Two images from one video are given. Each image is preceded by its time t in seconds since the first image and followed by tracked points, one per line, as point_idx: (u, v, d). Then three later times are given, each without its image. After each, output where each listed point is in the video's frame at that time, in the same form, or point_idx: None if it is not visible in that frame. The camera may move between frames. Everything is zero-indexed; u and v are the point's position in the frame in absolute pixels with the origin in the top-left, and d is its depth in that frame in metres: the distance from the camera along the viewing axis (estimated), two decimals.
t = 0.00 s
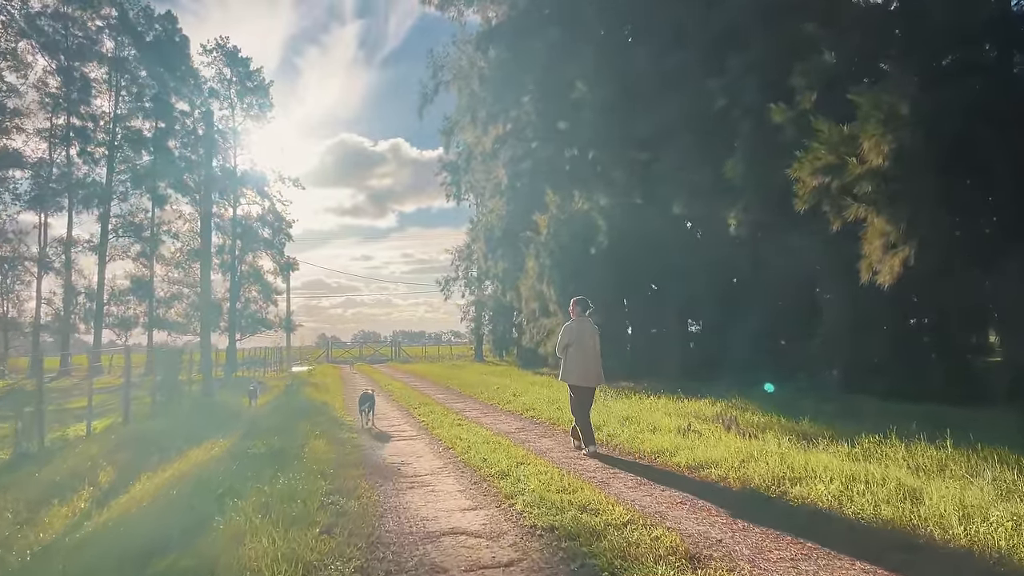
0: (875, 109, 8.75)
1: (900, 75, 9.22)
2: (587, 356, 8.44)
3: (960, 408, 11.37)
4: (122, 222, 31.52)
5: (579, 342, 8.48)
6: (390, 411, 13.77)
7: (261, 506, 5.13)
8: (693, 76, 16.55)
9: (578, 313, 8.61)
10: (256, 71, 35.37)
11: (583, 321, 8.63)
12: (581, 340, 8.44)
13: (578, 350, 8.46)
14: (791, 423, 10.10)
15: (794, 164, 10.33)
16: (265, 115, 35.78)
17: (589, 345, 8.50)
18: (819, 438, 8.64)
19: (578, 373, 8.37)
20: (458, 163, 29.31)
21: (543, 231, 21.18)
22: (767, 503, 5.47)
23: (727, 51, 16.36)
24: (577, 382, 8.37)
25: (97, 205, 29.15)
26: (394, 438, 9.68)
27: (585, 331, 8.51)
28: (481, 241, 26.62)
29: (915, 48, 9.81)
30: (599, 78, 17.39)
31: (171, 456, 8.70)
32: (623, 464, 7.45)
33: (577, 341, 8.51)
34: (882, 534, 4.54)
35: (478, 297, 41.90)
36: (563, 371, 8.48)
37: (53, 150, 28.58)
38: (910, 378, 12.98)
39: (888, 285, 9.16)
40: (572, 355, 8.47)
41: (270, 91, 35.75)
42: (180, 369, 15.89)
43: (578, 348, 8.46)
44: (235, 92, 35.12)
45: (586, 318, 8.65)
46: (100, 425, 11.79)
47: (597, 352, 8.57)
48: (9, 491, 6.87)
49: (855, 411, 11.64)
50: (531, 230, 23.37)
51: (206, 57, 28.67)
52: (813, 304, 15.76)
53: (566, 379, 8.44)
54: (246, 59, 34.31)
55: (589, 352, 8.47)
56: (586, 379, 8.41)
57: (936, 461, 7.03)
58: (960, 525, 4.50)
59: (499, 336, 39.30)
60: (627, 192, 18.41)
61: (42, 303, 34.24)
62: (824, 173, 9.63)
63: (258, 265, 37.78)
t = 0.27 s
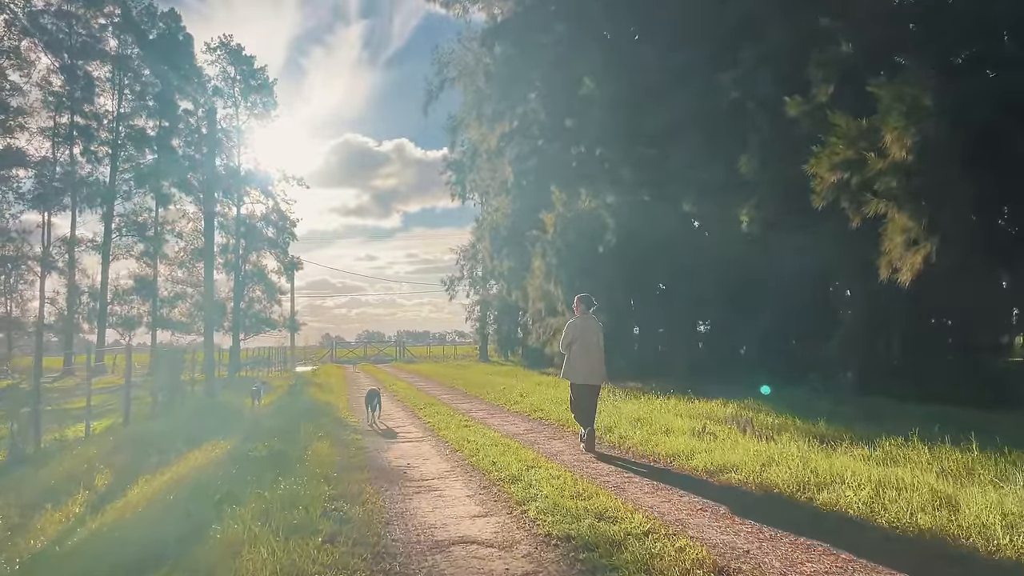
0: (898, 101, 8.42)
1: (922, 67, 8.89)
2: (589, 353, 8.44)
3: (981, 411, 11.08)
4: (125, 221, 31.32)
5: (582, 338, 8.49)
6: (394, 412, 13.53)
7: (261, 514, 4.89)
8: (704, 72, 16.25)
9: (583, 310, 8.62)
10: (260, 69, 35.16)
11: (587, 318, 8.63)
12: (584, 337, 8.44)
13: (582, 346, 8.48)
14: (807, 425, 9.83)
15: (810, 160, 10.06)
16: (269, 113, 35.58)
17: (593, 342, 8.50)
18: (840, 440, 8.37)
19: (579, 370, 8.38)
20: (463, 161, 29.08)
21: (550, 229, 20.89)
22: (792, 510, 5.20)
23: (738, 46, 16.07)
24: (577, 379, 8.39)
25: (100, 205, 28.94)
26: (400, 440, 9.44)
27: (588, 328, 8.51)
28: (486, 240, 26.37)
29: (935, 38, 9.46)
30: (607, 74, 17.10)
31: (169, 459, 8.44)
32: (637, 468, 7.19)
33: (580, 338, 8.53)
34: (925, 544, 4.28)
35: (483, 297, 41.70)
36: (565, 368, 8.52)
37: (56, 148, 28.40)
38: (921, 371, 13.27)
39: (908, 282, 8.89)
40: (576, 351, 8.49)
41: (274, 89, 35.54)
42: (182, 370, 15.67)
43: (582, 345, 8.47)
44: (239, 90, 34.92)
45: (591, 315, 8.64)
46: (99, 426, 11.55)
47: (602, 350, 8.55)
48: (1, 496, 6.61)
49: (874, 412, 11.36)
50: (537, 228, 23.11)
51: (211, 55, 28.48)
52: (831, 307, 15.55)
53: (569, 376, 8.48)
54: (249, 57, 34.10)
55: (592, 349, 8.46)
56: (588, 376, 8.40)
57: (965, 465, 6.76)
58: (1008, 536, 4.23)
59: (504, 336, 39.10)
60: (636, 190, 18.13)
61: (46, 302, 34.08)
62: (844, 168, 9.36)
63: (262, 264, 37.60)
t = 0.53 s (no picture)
0: (926, 92, 8.10)
1: (951, 56, 8.57)
2: (597, 351, 8.92)
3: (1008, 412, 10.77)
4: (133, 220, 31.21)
5: (591, 338, 8.98)
6: (405, 413, 13.31)
7: (266, 525, 4.63)
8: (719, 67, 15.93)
9: (590, 310, 9.08)
10: (269, 69, 35.00)
11: (595, 319, 9.08)
12: (593, 337, 8.94)
13: (591, 346, 8.97)
14: (830, 428, 9.54)
15: (834, 156, 9.79)
16: (278, 113, 35.42)
17: (601, 342, 8.98)
18: (866, 444, 8.08)
19: (588, 369, 8.83)
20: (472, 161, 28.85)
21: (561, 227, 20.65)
22: (828, 521, 4.92)
23: (753, 40, 15.75)
24: (586, 378, 8.84)
25: (109, 205, 28.85)
26: (411, 442, 9.20)
27: (596, 327, 9.00)
28: (496, 239, 26.10)
29: (965, 27, 9.12)
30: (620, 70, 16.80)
31: (174, 462, 8.21)
32: (655, 471, 6.91)
33: (589, 337, 9.01)
34: (976, 556, 4.02)
35: (493, 297, 41.45)
36: (574, 367, 9.01)
37: (64, 148, 28.32)
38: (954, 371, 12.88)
39: (935, 279, 8.54)
40: (584, 351, 9.00)
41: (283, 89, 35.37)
42: (190, 370, 15.48)
43: (591, 344, 8.97)
44: (247, 89, 34.75)
45: (599, 315, 9.11)
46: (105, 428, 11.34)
47: (610, 347, 9.05)
48: None
49: (896, 415, 11.03)
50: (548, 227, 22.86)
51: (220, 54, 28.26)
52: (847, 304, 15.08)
53: (579, 376, 8.94)
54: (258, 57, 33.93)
55: (600, 348, 8.94)
56: (597, 374, 8.86)
57: (1002, 468, 6.48)
58: None
59: (514, 337, 38.83)
60: (649, 187, 17.83)
61: (55, 302, 34.05)
62: (867, 163, 9.07)
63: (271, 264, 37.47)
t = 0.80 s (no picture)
0: (964, 84, 7.79)
1: (989, 47, 8.24)
2: (607, 352, 9.00)
3: None
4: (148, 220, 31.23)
5: (600, 340, 9.01)
6: (421, 413, 13.12)
7: (278, 534, 4.41)
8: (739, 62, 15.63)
9: (601, 312, 9.20)
10: (283, 68, 34.92)
11: (604, 321, 9.16)
12: (602, 339, 8.97)
13: (600, 348, 9.00)
14: (858, 430, 9.27)
15: (864, 150, 9.49)
16: (291, 112, 35.34)
17: (610, 345, 9.03)
18: (899, 448, 7.81)
19: (599, 373, 8.89)
20: (487, 159, 28.63)
21: (577, 226, 20.41)
22: (875, 535, 4.64)
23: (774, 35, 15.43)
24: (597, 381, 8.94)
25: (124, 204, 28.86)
26: (426, 444, 8.99)
27: (606, 329, 9.10)
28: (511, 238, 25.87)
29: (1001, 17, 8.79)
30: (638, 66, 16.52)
31: (185, 463, 8.04)
32: (681, 477, 6.68)
33: (599, 340, 9.04)
34: None
35: (506, 297, 41.28)
36: (586, 370, 9.04)
37: (80, 148, 28.35)
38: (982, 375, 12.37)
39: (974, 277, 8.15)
40: (594, 353, 9.01)
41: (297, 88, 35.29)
42: (203, 370, 15.35)
43: (600, 346, 9.00)
44: (261, 89, 34.71)
45: (607, 317, 9.22)
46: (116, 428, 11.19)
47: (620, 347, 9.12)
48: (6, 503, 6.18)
49: (926, 418, 10.72)
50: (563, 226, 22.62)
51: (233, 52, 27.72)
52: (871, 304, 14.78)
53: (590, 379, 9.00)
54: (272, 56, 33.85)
55: (610, 350, 9.01)
56: (607, 376, 8.93)
57: None
58: None
59: (528, 336, 38.62)
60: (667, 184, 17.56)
61: (70, 302, 34.14)
62: (899, 156, 8.75)
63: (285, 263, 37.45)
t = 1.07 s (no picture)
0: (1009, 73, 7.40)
1: None
2: (624, 350, 8.78)
3: None
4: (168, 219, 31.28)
5: (618, 337, 8.84)
6: (441, 414, 12.90)
7: (292, 548, 4.16)
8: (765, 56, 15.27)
9: (619, 312, 9.03)
10: (302, 67, 34.87)
11: (622, 318, 9.02)
12: (620, 335, 8.81)
13: (617, 345, 8.81)
14: (895, 433, 8.93)
15: (899, 142, 9.02)
16: (311, 112, 35.30)
17: (628, 342, 8.85)
18: (941, 453, 7.47)
19: (614, 366, 8.66)
20: (506, 157, 28.39)
21: (598, 224, 20.12)
22: (929, 550, 4.34)
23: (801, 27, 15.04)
24: (612, 379, 8.66)
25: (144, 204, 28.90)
26: (447, 447, 8.74)
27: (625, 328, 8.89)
28: (530, 237, 25.60)
29: None
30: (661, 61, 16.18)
31: (201, 467, 7.84)
32: (713, 483, 6.39)
33: (616, 338, 8.88)
34: None
35: (526, 296, 41.02)
36: (600, 366, 8.78)
37: (101, 148, 28.42)
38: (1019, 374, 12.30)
39: None
40: (611, 349, 8.81)
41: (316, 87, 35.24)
42: (221, 369, 15.19)
43: (618, 343, 8.82)
44: (280, 89, 34.66)
45: (625, 318, 9.04)
46: (132, 430, 10.97)
47: (638, 348, 8.92)
48: (17, 508, 5.99)
49: (965, 420, 10.33)
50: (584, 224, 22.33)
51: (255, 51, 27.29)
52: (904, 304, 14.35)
53: (603, 375, 8.76)
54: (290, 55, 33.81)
55: (627, 346, 8.81)
56: (622, 373, 8.69)
57: None
58: None
59: (548, 336, 38.33)
60: (690, 181, 17.22)
61: (91, 301, 34.26)
62: (940, 148, 8.35)
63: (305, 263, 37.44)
